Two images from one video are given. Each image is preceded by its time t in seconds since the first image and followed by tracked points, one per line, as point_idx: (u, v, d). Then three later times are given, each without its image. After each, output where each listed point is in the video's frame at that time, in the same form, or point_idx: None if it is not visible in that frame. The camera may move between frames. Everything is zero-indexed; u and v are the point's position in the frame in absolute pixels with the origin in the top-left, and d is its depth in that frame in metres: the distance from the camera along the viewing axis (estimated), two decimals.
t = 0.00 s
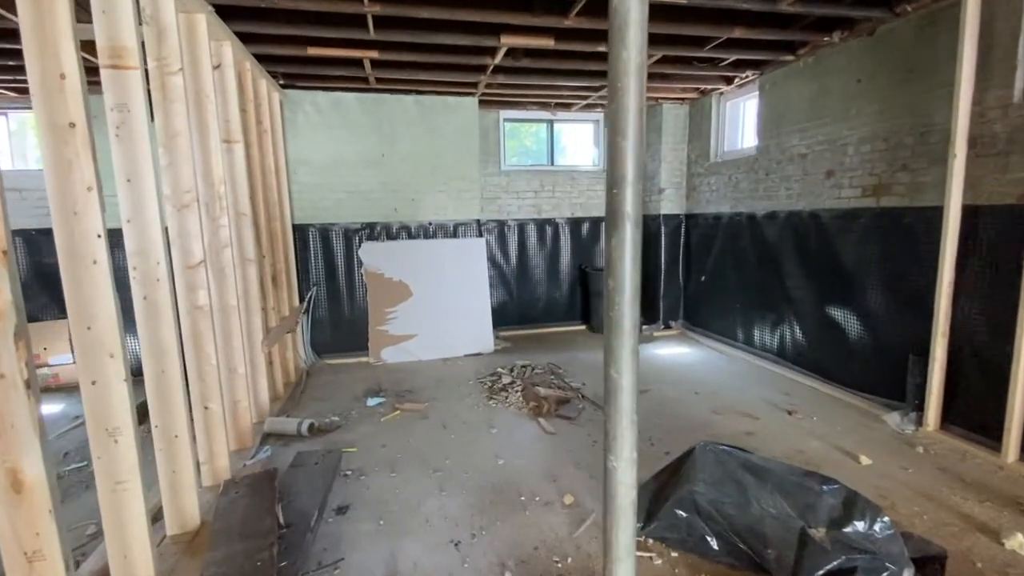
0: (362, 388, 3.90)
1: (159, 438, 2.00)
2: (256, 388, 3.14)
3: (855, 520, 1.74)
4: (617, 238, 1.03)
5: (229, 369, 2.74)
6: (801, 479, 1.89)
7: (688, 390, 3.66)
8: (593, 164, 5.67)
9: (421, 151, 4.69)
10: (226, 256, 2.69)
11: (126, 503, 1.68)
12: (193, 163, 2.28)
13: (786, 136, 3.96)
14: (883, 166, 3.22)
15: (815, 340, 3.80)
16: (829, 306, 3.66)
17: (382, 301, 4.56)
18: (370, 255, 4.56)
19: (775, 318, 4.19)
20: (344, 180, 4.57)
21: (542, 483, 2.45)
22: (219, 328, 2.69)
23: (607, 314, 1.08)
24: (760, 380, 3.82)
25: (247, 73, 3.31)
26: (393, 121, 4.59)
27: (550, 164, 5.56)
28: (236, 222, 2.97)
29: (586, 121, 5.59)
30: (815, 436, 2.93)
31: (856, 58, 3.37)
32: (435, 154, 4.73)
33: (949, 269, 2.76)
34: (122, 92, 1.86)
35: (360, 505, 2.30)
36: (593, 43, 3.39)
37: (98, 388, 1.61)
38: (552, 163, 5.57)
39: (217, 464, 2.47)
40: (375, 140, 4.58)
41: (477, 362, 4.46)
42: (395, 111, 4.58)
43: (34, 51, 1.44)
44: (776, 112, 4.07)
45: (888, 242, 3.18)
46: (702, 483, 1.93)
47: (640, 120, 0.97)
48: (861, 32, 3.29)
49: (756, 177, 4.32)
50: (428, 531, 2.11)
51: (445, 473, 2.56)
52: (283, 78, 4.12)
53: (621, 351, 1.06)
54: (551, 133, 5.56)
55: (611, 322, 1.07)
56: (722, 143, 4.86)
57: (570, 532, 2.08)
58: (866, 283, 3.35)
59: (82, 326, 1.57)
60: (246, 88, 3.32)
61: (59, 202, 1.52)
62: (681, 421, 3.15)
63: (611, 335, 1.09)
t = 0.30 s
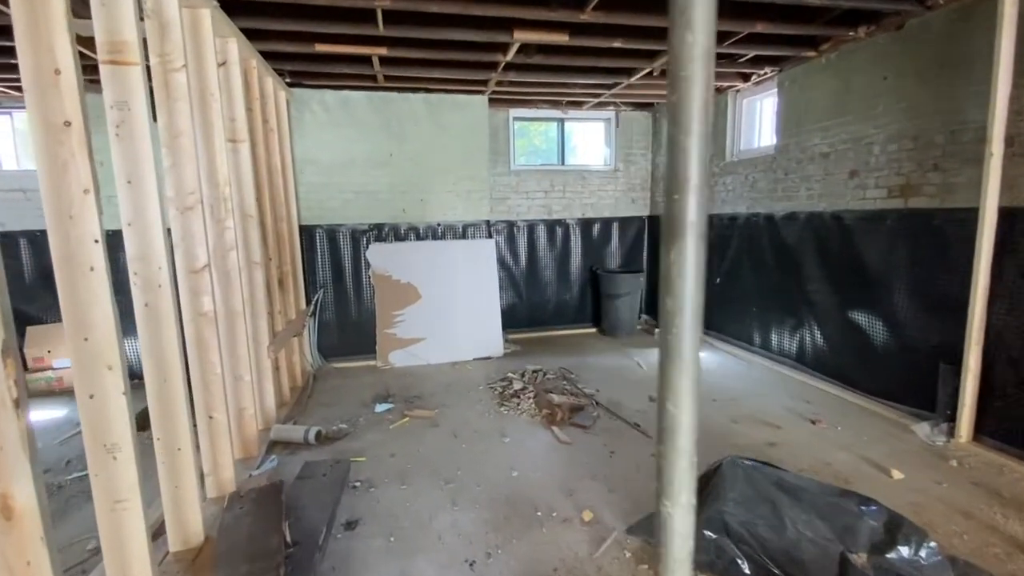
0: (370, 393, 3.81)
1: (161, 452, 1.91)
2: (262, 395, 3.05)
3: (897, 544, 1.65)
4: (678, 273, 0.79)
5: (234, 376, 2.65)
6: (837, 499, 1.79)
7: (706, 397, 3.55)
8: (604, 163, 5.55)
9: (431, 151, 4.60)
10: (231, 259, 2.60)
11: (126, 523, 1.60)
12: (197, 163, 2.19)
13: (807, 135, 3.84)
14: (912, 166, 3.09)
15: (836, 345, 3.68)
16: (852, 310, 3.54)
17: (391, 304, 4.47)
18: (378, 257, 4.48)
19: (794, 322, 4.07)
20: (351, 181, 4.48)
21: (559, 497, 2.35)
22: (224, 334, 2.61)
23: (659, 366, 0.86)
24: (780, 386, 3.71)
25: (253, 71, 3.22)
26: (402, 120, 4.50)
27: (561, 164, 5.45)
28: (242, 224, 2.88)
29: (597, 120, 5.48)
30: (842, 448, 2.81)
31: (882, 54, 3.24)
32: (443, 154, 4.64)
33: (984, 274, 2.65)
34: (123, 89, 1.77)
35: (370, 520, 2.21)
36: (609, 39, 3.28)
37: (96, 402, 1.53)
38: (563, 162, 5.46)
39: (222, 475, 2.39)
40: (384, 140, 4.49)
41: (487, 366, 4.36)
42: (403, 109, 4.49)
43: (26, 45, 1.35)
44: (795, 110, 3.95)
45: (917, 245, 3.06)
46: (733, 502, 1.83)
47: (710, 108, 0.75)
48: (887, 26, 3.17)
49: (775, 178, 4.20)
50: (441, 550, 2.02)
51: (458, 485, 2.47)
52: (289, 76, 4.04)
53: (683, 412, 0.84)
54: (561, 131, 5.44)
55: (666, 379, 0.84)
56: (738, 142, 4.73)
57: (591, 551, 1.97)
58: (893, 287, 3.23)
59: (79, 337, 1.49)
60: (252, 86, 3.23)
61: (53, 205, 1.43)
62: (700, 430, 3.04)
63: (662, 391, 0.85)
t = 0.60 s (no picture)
0: (379, 401, 3.68)
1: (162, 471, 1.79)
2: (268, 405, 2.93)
3: None
4: (803, 289, 0.63)
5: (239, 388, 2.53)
6: (894, 529, 1.70)
7: (728, 407, 3.41)
8: (617, 163, 5.41)
9: (440, 150, 4.47)
10: (237, 265, 2.47)
11: (123, 555, 1.47)
12: (201, 164, 2.06)
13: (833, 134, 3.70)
14: (949, 166, 2.95)
15: (864, 352, 3.53)
16: (881, 317, 3.39)
17: (400, 308, 4.34)
18: (387, 260, 4.35)
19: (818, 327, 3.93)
20: (359, 181, 4.35)
21: (583, 517, 2.22)
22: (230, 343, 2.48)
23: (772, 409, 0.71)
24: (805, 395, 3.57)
25: (259, 68, 3.09)
26: (411, 118, 4.37)
27: (573, 163, 5.31)
28: (248, 228, 2.76)
29: (610, 118, 5.33)
30: (878, 464, 2.67)
31: (916, 48, 3.09)
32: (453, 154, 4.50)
33: None
34: (121, 85, 1.64)
35: (384, 542, 2.09)
36: (630, 33, 3.14)
37: (90, 425, 1.40)
38: (574, 162, 5.32)
39: (227, 492, 2.26)
40: (392, 139, 4.35)
41: (499, 372, 4.23)
42: (412, 108, 4.36)
43: (11, 34, 1.22)
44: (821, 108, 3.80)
45: (955, 249, 2.91)
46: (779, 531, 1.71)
47: (852, 96, 0.58)
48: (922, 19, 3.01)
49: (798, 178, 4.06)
50: None
51: (475, 504, 2.33)
52: (296, 74, 3.90)
53: (802, 457, 0.67)
54: (573, 130, 5.29)
55: (776, 414, 0.69)
56: (757, 141, 4.59)
57: None
58: (927, 294, 3.08)
59: (71, 354, 1.36)
60: (258, 84, 3.10)
61: (41, 211, 1.30)
62: (726, 443, 2.90)
63: (774, 425, 0.71)
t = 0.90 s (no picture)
0: (382, 406, 3.55)
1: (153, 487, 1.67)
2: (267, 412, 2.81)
3: None
4: (960, 305, 0.56)
5: (237, 395, 2.41)
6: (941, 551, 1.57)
7: (745, 412, 3.29)
8: (625, 160, 5.28)
9: (445, 147, 4.34)
10: (235, 265, 2.36)
11: None
12: (195, 158, 1.94)
13: (852, 129, 3.57)
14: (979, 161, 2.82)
15: (885, 355, 3.41)
16: (904, 319, 3.26)
17: (403, 310, 4.22)
18: (390, 260, 4.23)
19: (836, 329, 3.80)
20: (362, 179, 4.23)
21: (601, 533, 2.10)
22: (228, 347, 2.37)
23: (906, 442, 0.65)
24: (824, 401, 3.44)
25: (257, 61, 2.97)
26: (415, 114, 4.24)
27: (580, 161, 5.18)
28: (246, 226, 2.64)
29: (618, 114, 5.21)
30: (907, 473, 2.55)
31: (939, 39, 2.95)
32: (458, 151, 4.38)
33: None
34: (108, 72, 1.52)
35: (390, 560, 1.97)
36: (644, 24, 3.01)
37: (72, 442, 1.28)
38: (582, 160, 5.20)
39: (224, 505, 2.14)
40: (396, 136, 4.23)
41: (506, 375, 4.11)
42: (417, 103, 4.24)
43: None
44: (839, 103, 3.67)
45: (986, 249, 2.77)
46: (817, 553, 1.58)
47: None
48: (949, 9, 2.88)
49: (815, 175, 3.93)
50: None
51: (486, 518, 2.21)
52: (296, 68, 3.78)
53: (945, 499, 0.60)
54: (581, 127, 5.16)
55: (915, 450, 0.63)
56: (771, 138, 4.46)
57: None
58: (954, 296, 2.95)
59: (51, 365, 1.24)
60: (257, 77, 2.98)
61: (17, 209, 1.18)
62: (746, 451, 2.78)
63: (906, 461, 0.64)
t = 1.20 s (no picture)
0: (377, 410, 3.39)
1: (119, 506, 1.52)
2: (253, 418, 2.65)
3: None
4: None
5: (219, 401, 2.25)
6: None
7: (758, 417, 3.14)
8: (628, 155, 5.13)
9: (442, 140, 4.18)
10: (217, 262, 2.20)
11: None
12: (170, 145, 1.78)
13: (868, 120, 3.42)
14: (1004, 152, 2.67)
15: (903, 356, 3.28)
16: (925, 318, 3.13)
17: (399, 309, 4.06)
18: (386, 257, 4.07)
19: (849, 328, 3.66)
20: (355, 173, 4.06)
21: (611, 550, 1.95)
22: (209, 350, 2.21)
23: None
24: (839, 404, 3.30)
25: (243, 47, 2.81)
26: (411, 106, 4.08)
27: (582, 155, 5.02)
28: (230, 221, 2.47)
29: (621, 107, 5.05)
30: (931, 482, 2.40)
31: (965, 24, 2.80)
32: (456, 144, 4.22)
33: None
34: (65, 46, 1.36)
35: None
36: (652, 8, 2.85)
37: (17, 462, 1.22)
38: (584, 154, 5.04)
39: (204, 522, 1.99)
40: (391, 128, 4.07)
41: (506, 377, 3.96)
42: (413, 95, 4.07)
43: None
44: (853, 93, 3.52)
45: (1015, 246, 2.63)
46: None
47: None
48: None
49: (826, 169, 3.79)
50: None
51: (487, 533, 2.06)
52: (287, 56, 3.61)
53: None
54: (582, 120, 5.01)
55: None
56: (780, 131, 4.31)
57: None
58: (979, 294, 2.82)
59: None
60: (243, 64, 2.81)
61: None
62: (762, 458, 2.63)
63: None
